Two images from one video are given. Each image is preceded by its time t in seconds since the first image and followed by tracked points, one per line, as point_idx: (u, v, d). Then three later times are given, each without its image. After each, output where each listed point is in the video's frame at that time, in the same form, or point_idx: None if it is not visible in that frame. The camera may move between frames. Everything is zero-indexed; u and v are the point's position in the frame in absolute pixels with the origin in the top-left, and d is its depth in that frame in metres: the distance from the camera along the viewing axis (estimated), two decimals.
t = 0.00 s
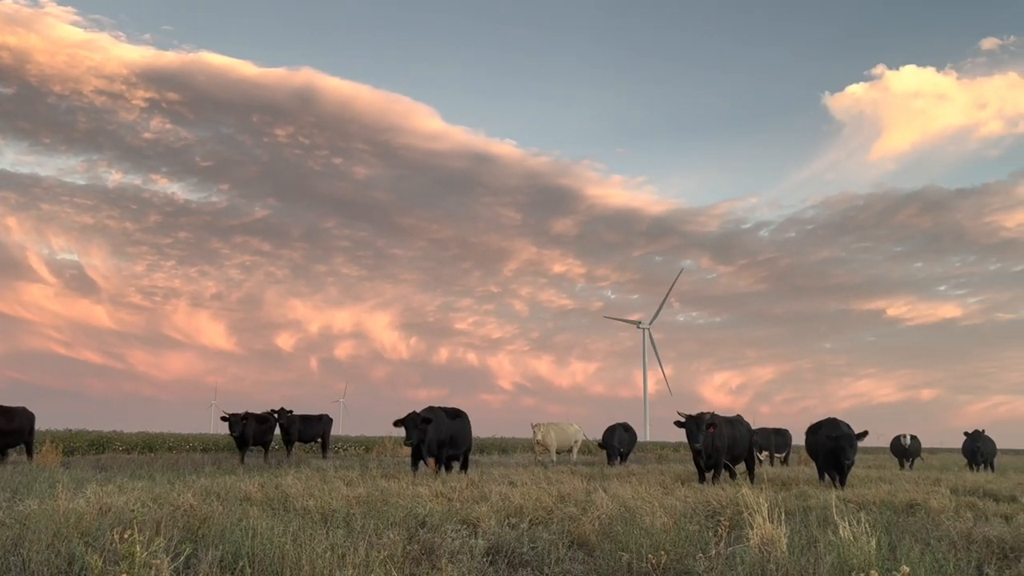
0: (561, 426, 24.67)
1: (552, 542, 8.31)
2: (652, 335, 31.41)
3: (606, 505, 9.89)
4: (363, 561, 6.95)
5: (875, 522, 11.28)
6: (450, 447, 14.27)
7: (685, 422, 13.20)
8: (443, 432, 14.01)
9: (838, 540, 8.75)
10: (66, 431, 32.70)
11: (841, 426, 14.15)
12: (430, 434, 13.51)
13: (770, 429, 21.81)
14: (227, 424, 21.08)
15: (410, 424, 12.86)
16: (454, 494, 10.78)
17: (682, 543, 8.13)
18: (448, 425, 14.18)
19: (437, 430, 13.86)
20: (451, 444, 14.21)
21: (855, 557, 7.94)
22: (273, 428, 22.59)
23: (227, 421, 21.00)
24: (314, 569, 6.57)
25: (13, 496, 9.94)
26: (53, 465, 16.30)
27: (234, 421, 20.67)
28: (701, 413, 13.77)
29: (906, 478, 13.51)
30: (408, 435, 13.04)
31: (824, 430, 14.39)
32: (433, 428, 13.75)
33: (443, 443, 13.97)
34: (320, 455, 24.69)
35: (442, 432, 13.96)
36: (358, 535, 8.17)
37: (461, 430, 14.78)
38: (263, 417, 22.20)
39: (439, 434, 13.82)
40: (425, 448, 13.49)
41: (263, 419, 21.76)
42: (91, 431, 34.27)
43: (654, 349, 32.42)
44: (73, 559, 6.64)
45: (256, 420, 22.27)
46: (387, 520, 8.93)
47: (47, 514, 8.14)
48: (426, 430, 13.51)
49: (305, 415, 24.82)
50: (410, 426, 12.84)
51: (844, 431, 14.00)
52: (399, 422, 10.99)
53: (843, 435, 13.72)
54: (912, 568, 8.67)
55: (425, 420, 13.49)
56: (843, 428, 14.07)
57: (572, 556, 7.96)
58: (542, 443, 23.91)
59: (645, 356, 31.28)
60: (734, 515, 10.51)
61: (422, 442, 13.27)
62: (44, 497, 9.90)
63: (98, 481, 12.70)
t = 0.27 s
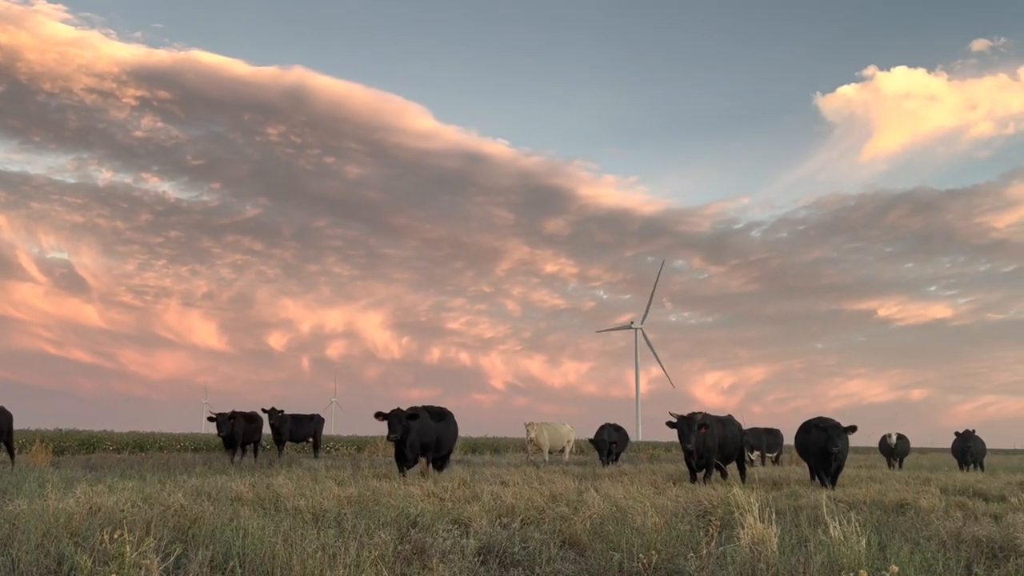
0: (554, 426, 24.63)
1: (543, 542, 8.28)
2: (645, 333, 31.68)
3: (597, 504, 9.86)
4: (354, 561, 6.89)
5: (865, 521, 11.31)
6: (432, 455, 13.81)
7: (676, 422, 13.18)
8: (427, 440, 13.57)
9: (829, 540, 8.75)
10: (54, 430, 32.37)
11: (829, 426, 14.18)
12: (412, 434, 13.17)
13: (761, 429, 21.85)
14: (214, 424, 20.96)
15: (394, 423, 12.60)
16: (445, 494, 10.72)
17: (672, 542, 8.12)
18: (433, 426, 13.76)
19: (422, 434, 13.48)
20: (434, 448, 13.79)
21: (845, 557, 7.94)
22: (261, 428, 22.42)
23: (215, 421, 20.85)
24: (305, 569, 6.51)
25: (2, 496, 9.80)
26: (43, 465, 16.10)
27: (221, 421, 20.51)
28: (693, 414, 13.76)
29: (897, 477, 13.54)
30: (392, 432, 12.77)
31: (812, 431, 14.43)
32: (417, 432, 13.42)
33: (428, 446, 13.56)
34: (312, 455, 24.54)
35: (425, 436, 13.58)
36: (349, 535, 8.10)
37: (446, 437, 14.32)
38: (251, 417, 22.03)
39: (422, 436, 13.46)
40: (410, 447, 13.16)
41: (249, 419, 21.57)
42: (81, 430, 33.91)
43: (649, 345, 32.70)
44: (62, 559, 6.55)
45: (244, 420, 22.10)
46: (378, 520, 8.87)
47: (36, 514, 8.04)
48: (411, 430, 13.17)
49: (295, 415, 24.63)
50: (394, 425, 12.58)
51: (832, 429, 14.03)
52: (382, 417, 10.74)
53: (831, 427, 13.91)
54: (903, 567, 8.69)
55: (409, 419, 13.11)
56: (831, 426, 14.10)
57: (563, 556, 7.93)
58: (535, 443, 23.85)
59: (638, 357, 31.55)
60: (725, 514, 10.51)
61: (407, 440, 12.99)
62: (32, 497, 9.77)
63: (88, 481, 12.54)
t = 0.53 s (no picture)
0: (547, 425, 24.61)
1: (535, 542, 8.24)
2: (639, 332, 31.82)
3: (589, 504, 9.84)
4: (345, 561, 6.83)
5: (855, 521, 11.33)
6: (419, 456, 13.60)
7: (668, 423, 13.13)
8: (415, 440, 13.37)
9: (820, 540, 8.75)
10: (43, 430, 32.03)
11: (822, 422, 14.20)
12: (398, 436, 12.87)
13: (753, 429, 21.89)
14: (200, 424, 20.81)
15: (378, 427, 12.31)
16: (437, 494, 10.67)
17: (664, 542, 8.10)
18: (420, 424, 13.51)
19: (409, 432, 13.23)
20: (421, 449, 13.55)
21: (836, 556, 7.94)
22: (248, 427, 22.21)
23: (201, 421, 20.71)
24: (296, 569, 6.44)
25: None
26: (32, 465, 15.89)
27: (206, 421, 20.35)
28: (684, 414, 13.71)
29: (887, 477, 13.58)
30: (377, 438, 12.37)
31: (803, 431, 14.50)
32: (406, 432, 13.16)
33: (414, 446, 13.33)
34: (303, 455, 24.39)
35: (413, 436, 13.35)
36: (340, 535, 8.04)
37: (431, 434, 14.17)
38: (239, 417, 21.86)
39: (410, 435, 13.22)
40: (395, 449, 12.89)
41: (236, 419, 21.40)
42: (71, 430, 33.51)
43: (644, 343, 32.82)
44: (51, 559, 6.46)
45: (232, 420, 21.93)
46: (369, 520, 8.81)
47: (25, 514, 7.93)
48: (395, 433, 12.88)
49: (285, 415, 24.46)
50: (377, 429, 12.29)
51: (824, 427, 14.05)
52: (369, 417, 10.61)
53: (821, 424, 13.91)
54: (893, 566, 8.71)
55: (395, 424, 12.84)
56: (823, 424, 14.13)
57: (554, 556, 7.90)
58: (529, 443, 23.80)
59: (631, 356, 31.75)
60: (716, 514, 10.51)
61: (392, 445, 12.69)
62: (21, 497, 9.64)
63: (78, 481, 12.36)
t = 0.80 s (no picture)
0: (539, 425, 24.59)
1: (527, 541, 8.20)
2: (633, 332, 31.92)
3: (581, 503, 9.82)
4: (336, 561, 6.77)
5: (845, 520, 11.36)
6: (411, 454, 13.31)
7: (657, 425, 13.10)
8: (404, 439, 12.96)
9: (810, 539, 8.76)
10: (30, 429, 31.68)
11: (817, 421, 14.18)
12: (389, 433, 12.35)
13: (744, 429, 21.94)
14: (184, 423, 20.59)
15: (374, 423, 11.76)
16: (429, 494, 10.62)
17: (656, 541, 8.08)
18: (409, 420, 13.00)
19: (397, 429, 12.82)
20: (412, 446, 13.26)
21: (826, 555, 7.94)
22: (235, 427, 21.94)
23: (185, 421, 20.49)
24: (286, 568, 6.38)
25: None
26: (21, 465, 15.67)
27: (190, 421, 20.13)
28: (673, 415, 13.70)
29: (878, 477, 13.63)
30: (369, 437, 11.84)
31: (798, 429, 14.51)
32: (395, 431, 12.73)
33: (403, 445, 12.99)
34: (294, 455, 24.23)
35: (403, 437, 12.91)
36: (331, 535, 7.97)
37: (419, 423, 13.87)
38: (224, 417, 21.61)
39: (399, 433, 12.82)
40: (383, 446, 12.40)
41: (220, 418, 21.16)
42: (59, 429, 33.05)
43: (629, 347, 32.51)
44: (40, 559, 6.37)
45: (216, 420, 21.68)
46: (360, 520, 8.75)
47: (14, 513, 7.82)
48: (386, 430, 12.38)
49: (272, 414, 24.23)
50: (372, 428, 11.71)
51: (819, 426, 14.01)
52: (361, 415, 10.52)
53: (817, 422, 14.02)
54: (884, 565, 8.73)
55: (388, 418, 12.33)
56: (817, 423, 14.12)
57: (546, 555, 7.87)
58: (521, 443, 23.75)
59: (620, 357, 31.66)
60: (707, 513, 10.51)
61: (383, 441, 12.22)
62: (9, 497, 9.51)
63: (67, 481, 12.16)
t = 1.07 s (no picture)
0: (531, 425, 24.57)
1: (518, 540, 8.18)
2: (625, 332, 31.99)
3: (573, 502, 9.81)
4: (327, 561, 6.71)
5: (836, 519, 11.40)
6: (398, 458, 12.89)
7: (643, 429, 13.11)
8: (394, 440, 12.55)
9: (800, 538, 8.77)
10: (18, 429, 31.38)
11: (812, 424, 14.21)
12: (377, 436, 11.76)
13: (735, 428, 22.00)
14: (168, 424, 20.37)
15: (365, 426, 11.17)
16: (420, 493, 10.57)
17: (647, 541, 8.07)
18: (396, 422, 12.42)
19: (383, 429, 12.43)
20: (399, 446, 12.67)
21: (816, 554, 7.95)
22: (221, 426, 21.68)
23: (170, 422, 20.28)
24: (277, 568, 6.32)
25: None
26: (9, 464, 15.45)
27: (174, 420, 19.93)
28: (659, 418, 13.70)
29: (868, 476, 13.68)
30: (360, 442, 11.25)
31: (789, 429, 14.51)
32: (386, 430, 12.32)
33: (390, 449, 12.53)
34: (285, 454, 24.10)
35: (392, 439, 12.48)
36: (322, 534, 7.91)
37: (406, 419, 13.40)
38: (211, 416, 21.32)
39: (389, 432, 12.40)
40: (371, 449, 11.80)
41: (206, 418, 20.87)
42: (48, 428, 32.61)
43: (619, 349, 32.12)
44: (28, 558, 6.29)
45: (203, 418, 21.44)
46: (351, 519, 8.70)
47: (2, 513, 7.72)
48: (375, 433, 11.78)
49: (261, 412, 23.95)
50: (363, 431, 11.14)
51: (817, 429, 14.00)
52: (350, 413, 10.43)
53: (817, 427, 14.04)
54: (874, 564, 8.76)
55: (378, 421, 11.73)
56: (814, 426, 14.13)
57: (537, 554, 7.84)
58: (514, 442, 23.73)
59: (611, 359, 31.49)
60: (698, 513, 10.51)
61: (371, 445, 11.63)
62: None
63: (55, 480, 11.98)
